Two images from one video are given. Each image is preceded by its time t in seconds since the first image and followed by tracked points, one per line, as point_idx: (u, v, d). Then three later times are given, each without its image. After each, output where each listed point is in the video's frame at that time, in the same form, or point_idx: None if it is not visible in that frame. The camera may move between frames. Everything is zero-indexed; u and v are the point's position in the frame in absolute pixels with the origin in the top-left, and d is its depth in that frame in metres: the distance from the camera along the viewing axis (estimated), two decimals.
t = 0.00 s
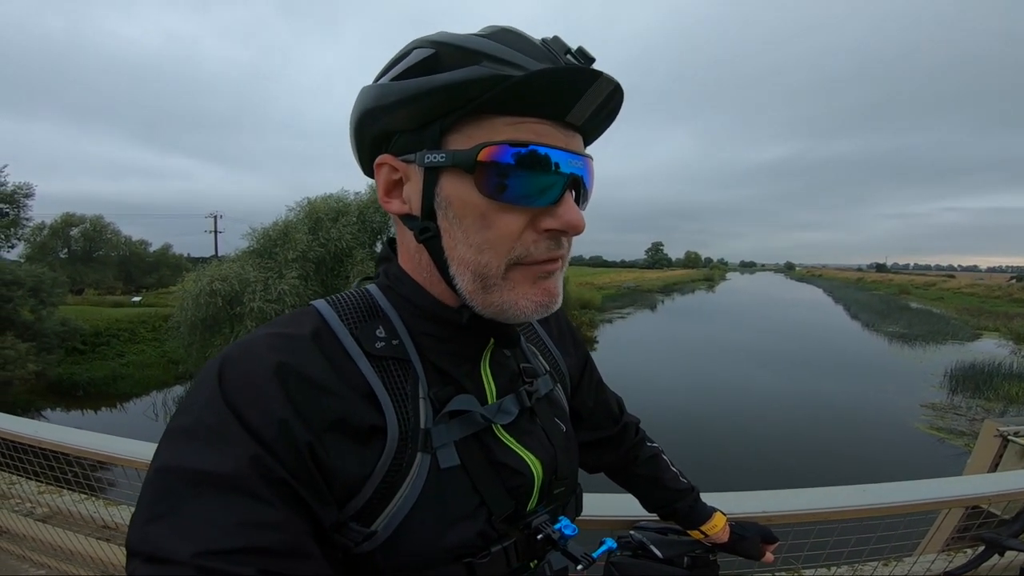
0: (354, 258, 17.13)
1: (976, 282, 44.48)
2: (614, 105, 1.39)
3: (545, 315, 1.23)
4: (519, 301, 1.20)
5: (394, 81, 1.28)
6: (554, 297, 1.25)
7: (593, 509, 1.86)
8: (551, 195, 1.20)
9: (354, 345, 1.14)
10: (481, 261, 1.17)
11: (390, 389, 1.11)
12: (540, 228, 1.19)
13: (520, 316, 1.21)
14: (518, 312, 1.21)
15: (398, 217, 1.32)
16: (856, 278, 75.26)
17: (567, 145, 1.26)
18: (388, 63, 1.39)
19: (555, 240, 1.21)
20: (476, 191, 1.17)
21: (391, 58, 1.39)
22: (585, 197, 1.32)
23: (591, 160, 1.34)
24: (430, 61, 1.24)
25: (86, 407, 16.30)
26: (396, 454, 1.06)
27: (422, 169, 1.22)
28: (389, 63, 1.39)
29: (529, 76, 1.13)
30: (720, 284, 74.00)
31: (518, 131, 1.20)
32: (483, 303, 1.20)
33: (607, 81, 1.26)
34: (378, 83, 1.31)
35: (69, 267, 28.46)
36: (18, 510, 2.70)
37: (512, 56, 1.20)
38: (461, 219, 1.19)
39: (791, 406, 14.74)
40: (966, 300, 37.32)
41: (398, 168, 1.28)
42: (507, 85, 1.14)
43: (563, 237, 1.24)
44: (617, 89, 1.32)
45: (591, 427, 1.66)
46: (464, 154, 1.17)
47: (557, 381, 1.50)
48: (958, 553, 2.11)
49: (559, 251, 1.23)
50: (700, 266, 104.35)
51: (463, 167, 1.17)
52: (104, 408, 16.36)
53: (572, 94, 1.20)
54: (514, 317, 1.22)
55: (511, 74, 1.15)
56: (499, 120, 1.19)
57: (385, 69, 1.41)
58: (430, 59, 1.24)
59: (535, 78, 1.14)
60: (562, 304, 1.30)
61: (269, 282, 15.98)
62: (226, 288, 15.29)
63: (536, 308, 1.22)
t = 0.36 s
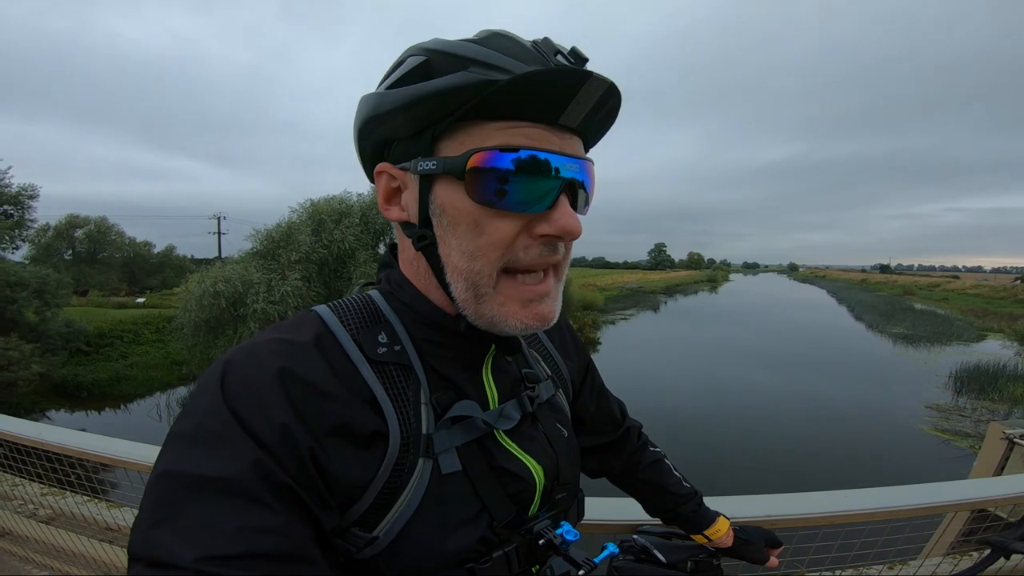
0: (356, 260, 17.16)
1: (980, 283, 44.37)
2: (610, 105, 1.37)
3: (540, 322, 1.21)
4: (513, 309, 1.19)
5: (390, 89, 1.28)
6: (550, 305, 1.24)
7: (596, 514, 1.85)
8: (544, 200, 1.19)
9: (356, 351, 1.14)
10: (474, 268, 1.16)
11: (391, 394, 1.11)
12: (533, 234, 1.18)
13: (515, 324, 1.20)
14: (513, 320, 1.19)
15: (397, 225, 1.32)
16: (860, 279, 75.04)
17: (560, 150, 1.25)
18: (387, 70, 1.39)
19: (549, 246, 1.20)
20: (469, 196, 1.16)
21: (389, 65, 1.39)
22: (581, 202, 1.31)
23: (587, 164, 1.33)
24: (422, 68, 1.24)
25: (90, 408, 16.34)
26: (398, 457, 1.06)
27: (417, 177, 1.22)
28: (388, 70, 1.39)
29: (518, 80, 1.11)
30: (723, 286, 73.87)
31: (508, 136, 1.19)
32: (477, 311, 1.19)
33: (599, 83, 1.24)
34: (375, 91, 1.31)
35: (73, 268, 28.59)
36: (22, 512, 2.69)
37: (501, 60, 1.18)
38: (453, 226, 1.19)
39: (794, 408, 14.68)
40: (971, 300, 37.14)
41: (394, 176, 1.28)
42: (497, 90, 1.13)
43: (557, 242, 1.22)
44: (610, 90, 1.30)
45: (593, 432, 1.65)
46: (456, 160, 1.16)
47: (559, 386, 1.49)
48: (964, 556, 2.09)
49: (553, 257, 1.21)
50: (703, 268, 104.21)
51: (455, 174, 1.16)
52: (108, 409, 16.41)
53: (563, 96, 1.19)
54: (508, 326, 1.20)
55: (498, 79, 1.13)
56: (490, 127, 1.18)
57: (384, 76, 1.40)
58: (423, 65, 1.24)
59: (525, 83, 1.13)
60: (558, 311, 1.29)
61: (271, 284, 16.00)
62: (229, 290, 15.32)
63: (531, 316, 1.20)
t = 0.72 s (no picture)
0: (358, 261, 17.19)
1: (984, 284, 44.26)
2: (575, 83, 1.28)
3: (506, 324, 1.20)
4: (476, 311, 1.18)
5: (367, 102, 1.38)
6: (523, 304, 1.20)
7: (599, 514, 1.84)
8: (498, 201, 1.19)
9: (360, 350, 1.14)
10: (438, 270, 1.18)
11: (395, 394, 1.11)
12: (495, 235, 1.18)
13: (482, 325, 1.19)
14: (480, 322, 1.19)
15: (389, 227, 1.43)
16: (863, 280, 74.90)
17: (515, 145, 1.23)
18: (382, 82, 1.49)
19: (513, 246, 1.18)
20: (426, 202, 1.20)
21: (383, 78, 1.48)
22: (551, 196, 1.27)
23: (556, 154, 1.27)
24: (385, 78, 1.31)
25: (93, 409, 16.37)
26: (402, 457, 1.06)
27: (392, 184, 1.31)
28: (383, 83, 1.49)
29: (438, 82, 1.13)
30: (725, 287, 73.78)
31: (455, 137, 1.20)
32: (443, 314, 1.20)
33: (540, 66, 1.17)
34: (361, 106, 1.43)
35: (76, 270, 28.70)
36: (25, 512, 2.70)
37: (436, 62, 1.20)
38: (419, 231, 1.24)
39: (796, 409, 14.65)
40: (975, 301, 37.08)
41: (385, 186, 1.40)
42: (426, 94, 1.16)
43: (524, 242, 1.20)
44: (565, 70, 1.23)
45: (595, 433, 1.65)
46: (407, 166, 1.22)
47: (561, 386, 1.49)
48: (967, 556, 2.09)
49: (520, 258, 1.19)
50: (705, 269, 104.09)
51: (410, 180, 1.22)
52: (110, 410, 16.43)
53: (499, 89, 1.16)
54: (473, 327, 1.20)
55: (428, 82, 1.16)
56: (436, 129, 1.21)
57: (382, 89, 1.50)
58: (386, 76, 1.31)
59: (446, 82, 1.13)
60: (538, 311, 1.25)
61: (274, 285, 16.02)
62: (231, 291, 15.34)
63: (501, 317, 1.18)
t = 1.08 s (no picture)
0: (361, 264, 17.23)
1: (987, 284, 44.13)
2: (580, 84, 1.28)
3: (511, 321, 1.20)
4: (481, 308, 1.19)
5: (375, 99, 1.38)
6: (527, 301, 1.21)
7: (601, 512, 1.84)
8: (503, 198, 1.19)
9: (365, 345, 1.14)
10: (444, 267, 1.19)
11: (399, 388, 1.12)
12: (499, 232, 1.19)
13: (486, 323, 1.19)
14: (484, 319, 1.19)
15: (396, 224, 1.44)
16: (866, 280, 74.69)
17: (520, 144, 1.24)
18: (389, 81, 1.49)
19: (517, 244, 1.19)
20: (432, 198, 1.21)
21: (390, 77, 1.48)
22: (556, 194, 1.28)
23: (560, 153, 1.28)
24: (393, 77, 1.32)
25: (97, 412, 16.43)
26: (405, 451, 1.06)
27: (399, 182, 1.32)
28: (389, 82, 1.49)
29: (447, 81, 1.14)
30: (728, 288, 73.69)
31: (460, 136, 1.21)
32: (447, 309, 1.21)
33: (547, 67, 1.18)
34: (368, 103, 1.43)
35: (80, 273, 28.84)
36: (29, 513, 2.70)
37: (444, 62, 1.21)
38: (426, 227, 1.24)
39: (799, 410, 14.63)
40: (978, 302, 36.96)
41: (391, 182, 1.41)
42: (433, 93, 1.16)
43: (529, 240, 1.20)
44: (570, 70, 1.23)
45: (598, 430, 1.65)
46: (414, 164, 1.23)
47: (564, 383, 1.49)
48: (972, 555, 2.08)
49: (524, 255, 1.19)
50: (708, 270, 103.90)
51: (416, 177, 1.23)
52: (114, 413, 16.48)
53: (506, 88, 1.16)
54: (478, 324, 1.20)
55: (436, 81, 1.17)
56: (443, 127, 1.22)
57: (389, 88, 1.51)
58: (394, 75, 1.32)
59: (454, 80, 1.14)
60: (542, 309, 1.25)
61: (276, 288, 16.05)
62: (234, 294, 15.38)
63: (505, 314, 1.19)
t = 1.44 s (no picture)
0: (362, 269, 17.25)
1: (990, 283, 44.05)
2: (581, 87, 1.28)
3: (513, 328, 1.19)
4: (483, 315, 1.18)
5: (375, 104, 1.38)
6: (528, 308, 1.20)
7: (607, 517, 1.82)
8: (504, 204, 1.19)
9: (366, 353, 1.13)
10: (445, 272, 1.18)
11: (402, 396, 1.11)
12: (501, 237, 1.18)
13: (488, 330, 1.18)
14: (485, 326, 1.18)
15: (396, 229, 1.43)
16: (868, 281, 74.60)
17: (520, 147, 1.23)
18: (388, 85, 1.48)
19: (519, 249, 1.18)
20: (433, 205, 1.20)
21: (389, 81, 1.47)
22: (558, 198, 1.27)
23: (561, 156, 1.27)
24: (393, 82, 1.31)
25: (101, 418, 16.44)
26: (408, 458, 1.05)
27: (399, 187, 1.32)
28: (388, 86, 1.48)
29: (446, 84, 1.13)
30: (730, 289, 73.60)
31: (460, 140, 1.21)
32: (448, 315, 1.20)
33: (547, 70, 1.18)
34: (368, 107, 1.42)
35: (82, 280, 28.93)
36: (32, 520, 2.69)
37: (444, 65, 1.20)
38: (427, 234, 1.24)
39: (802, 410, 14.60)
40: (981, 301, 36.88)
41: (392, 188, 1.40)
42: (433, 95, 1.15)
43: (530, 245, 1.19)
44: (571, 73, 1.22)
45: (603, 435, 1.63)
46: (414, 169, 1.22)
47: (569, 388, 1.48)
48: (983, 557, 2.06)
49: (525, 261, 1.18)
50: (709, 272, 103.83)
51: (416, 182, 1.22)
52: (117, 419, 16.50)
53: (506, 90, 1.16)
54: (480, 331, 1.19)
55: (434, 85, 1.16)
56: (443, 131, 1.21)
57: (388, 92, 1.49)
58: (394, 79, 1.31)
59: (453, 83, 1.13)
60: (544, 315, 1.24)
61: (278, 294, 16.06)
62: (236, 300, 15.40)
63: (506, 321, 1.18)
